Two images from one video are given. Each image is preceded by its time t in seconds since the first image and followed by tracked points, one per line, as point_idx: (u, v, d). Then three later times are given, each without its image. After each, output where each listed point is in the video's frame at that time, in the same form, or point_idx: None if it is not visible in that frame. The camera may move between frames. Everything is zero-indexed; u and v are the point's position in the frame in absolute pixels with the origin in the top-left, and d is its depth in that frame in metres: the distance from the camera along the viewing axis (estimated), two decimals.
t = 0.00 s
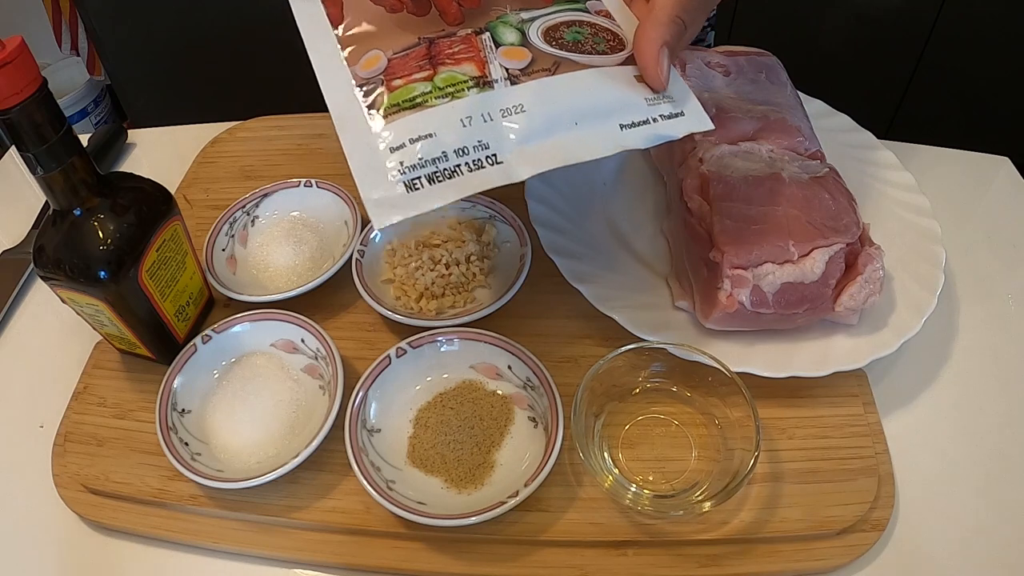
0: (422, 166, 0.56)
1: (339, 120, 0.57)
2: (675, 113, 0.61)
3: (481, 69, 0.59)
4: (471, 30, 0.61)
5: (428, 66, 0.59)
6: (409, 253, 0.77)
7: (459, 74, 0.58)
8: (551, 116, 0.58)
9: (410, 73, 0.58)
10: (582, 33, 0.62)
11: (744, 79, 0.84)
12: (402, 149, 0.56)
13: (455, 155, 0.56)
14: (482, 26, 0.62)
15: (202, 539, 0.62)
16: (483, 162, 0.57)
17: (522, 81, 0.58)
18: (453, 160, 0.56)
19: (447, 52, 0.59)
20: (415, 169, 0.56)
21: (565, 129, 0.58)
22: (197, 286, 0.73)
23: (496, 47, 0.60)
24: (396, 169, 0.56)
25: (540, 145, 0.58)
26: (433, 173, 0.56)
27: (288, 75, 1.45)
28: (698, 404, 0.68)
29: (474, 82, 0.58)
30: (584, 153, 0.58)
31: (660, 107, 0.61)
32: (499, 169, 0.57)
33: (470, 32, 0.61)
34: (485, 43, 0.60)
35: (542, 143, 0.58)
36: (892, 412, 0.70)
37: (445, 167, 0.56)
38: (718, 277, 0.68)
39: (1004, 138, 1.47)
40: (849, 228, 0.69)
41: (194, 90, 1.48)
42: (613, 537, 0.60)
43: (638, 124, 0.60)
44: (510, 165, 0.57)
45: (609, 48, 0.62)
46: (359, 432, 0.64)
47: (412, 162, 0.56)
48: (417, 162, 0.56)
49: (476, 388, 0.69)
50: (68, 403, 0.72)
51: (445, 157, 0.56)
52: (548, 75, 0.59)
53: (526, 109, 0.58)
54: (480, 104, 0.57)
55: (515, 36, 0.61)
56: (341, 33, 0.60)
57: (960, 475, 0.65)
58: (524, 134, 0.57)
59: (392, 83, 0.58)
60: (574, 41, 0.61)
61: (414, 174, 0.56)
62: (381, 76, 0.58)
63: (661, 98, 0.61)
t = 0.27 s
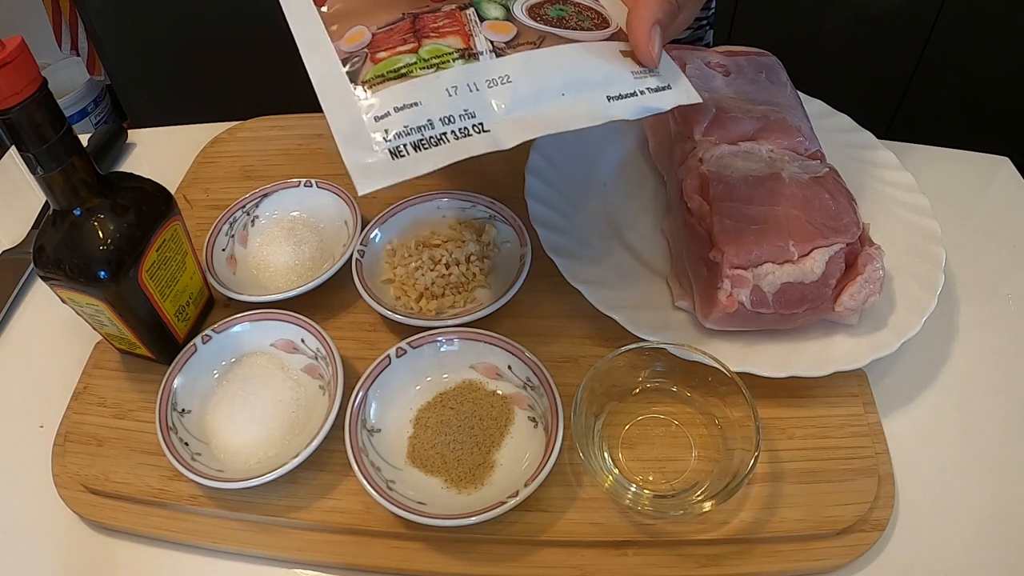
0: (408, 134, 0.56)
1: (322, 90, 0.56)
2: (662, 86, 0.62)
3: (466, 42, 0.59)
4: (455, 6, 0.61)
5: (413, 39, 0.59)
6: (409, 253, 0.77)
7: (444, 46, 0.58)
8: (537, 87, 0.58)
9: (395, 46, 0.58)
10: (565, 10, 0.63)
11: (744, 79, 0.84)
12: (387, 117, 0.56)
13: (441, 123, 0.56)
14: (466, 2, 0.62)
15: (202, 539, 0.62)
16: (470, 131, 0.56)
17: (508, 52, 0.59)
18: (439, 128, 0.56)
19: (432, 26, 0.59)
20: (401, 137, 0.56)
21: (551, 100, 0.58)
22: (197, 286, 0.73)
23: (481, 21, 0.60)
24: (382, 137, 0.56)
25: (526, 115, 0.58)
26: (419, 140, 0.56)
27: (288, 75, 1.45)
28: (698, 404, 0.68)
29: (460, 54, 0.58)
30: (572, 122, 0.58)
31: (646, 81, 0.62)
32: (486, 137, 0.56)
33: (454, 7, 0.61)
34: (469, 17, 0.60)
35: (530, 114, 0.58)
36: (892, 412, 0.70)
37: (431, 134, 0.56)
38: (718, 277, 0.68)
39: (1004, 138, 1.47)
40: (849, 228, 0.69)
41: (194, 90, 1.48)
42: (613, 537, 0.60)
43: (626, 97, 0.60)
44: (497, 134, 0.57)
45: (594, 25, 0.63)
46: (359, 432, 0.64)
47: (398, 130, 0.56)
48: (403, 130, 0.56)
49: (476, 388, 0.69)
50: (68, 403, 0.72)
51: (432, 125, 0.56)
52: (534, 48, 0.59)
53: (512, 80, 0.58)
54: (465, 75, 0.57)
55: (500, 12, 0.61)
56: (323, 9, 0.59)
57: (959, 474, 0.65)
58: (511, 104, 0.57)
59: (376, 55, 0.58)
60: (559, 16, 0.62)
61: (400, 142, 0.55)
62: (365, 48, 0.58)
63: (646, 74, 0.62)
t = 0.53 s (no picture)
0: (393, 124, 0.56)
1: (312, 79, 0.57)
2: (655, 78, 0.61)
3: (456, 32, 0.59)
4: None
5: (404, 28, 0.59)
6: (409, 253, 0.77)
7: (435, 35, 0.58)
8: (526, 78, 0.58)
9: (385, 35, 0.58)
10: None
11: (744, 79, 0.84)
12: (373, 107, 0.56)
13: (427, 113, 0.56)
14: None
15: (202, 539, 0.62)
16: (456, 121, 0.56)
17: (497, 42, 0.59)
18: (425, 119, 0.56)
19: (423, 14, 0.59)
20: (386, 126, 0.56)
21: (540, 91, 0.58)
22: (197, 286, 0.73)
23: (473, 11, 0.60)
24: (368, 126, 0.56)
25: (513, 106, 0.57)
26: (404, 130, 0.56)
27: (288, 75, 1.45)
28: (698, 404, 0.68)
29: (449, 43, 0.58)
30: (559, 113, 0.58)
31: (639, 72, 0.61)
32: (472, 127, 0.56)
33: None
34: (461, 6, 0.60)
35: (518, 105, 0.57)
36: (892, 412, 0.70)
37: (417, 124, 0.56)
38: (718, 277, 0.69)
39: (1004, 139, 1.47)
40: (849, 228, 0.69)
41: (194, 90, 1.48)
42: (613, 537, 0.60)
43: (617, 87, 0.60)
44: (484, 124, 0.57)
45: (588, 15, 0.63)
46: (359, 432, 0.64)
47: (384, 120, 0.56)
48: (389, 119, 0.56)
49: (476, 388, 0.69)
50: (68, 403, 0.72)
51: (418, 115, 0.56)
52: (524, 38, 0.59)
53: (501, 71, 0.58)
54: (454, 65, 0.58)
55: None
56: None
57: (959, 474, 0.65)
58: (499, 95, 0.57)
59: (367, 44, 0.58)
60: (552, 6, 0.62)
61: (386, 131, 0.56)
62: (356, 38, 0.58)
63: (639, 64, 0.61)
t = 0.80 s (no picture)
0: (374, 120, 0.56)
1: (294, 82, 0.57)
2: (636, 55, 0.61)
3: (432, 24, 0.58)
4: None
5: (380, 24, 0.58)
6: (409, 254, 0.78)
7: (411, 28, 0.58)
8: (506, 64, 0.58)
9: (362, 33, 0.58)
10: None
11: (744, 79, 0.84)
12: (353, 104, 0.57)
13: (407, 108, 0.57)
14: None
15: (201, 539, 0.62)
16: (436, 113, 0.57)
17: (474, 31, 0.58)
18: (405, 113, 0.57)
19: (399, 8, 0.59)
20: (367, 123, 0.56)
21: (520, 75, 0.58)
22: (197, 286, 0.73)
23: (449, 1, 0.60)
24: (350, 125, 0.56)
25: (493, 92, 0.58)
26: (385, 126, 0.56)
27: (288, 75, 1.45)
28: (698, 404, 0.68)
29: (425, 36, 0.58)
30: (540, 96, 0.58)
31: (620, 49, 0.61)
32: (452, 118, 0.57)
33: None
34: None
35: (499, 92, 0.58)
36: (892, 412, 0.70)
37: (397, 119, 0.56)
38: (718, 277, 0.69)
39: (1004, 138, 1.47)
40: (849, 228, 0.69)
41: (193, 90, 1.48)
42: (613, 537, 0.60)
43: (598, 67, 0.59)
44: (465, 113, 0.57)
45: None
46: (359, 432, 0.64)
47: (364, 118, 0.56)
48: (370, 116, 0.56)
49: (476, 388, 0.69)
50: (68, 403, 0.72)
51: (398, 110, 0.57)
52: (501, 24, 0.59)
53: (479, 59, 0.58)
54: (431, 56, 0.58)
55: None
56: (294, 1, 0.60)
57: (959, 474, 0.65)
58: (478, 83, 0.58)
59: (345, 43, 0.58)
60: None
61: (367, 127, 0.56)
62: (333, 37, 0.58)
63: (620, 42, 0.61)
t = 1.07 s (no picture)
0: (341, 119, 0.57)
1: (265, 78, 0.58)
2: (585, 53, 0.60)
3: (395, 27, 0.59)
4: None
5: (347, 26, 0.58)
6: (409, 254, 0.78)
7: (376, 32, 0.58)
8: (461, 65, 0.59)
9: (332, 37, 0.58)
10: None
11: (743, 79, 0.84)
12: (322, 105, 0.57)
13: (370, 107, 0.58)
14: None
15: (201, 539, 0.62)
16: (397, 112, 0.58)
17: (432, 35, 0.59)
18: (369, 112, 0.58)
19: (366, 12, 0.59)
20: (334, 122, 0.57)
21: (473, 75, 0.59)
22: (197, 286, 0.73)
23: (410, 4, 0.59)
24: (318, 124, 0.58)
25: (449, 92, 0.59)
26: (351, 124, 0.57)
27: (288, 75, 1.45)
28: (698, 404, 0.68)
29: (389, 40, 0.58)
30: (491, 96, 0.59)
31: (569, 47, 0.60)
32: (411, 116, 0.58)
33: None
34: None
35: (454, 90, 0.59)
36: (892, 412, 0.70)
37: (362, 117, 0.57)
38: (718, 277, 0.69)
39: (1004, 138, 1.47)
40: (849, 228, 0.69)
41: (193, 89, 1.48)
42: (614, 536, 0.60)
43: (547, 66, 0.60)
44: (423, 112, 0.58)
45: None
46: (359, 432, 0.64)
47: (332, 117, 0.57)
48: (337, 116, 0.57)
49: (476, 388, 0.69)
50: (68, 403, 0.72)
51: (362, 109, 0.58)
52: (457, 28, 0.59)
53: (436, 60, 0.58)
54: (391, 58, 0.58)
55: None
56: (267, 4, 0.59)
57: (958, 474, 0.65)
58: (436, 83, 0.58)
59: (315, 47, 0.58)
60: None
61: (334, 126, 0.57)
62: (303, 41, 0.58)
63: (569, 40, 0.61)
